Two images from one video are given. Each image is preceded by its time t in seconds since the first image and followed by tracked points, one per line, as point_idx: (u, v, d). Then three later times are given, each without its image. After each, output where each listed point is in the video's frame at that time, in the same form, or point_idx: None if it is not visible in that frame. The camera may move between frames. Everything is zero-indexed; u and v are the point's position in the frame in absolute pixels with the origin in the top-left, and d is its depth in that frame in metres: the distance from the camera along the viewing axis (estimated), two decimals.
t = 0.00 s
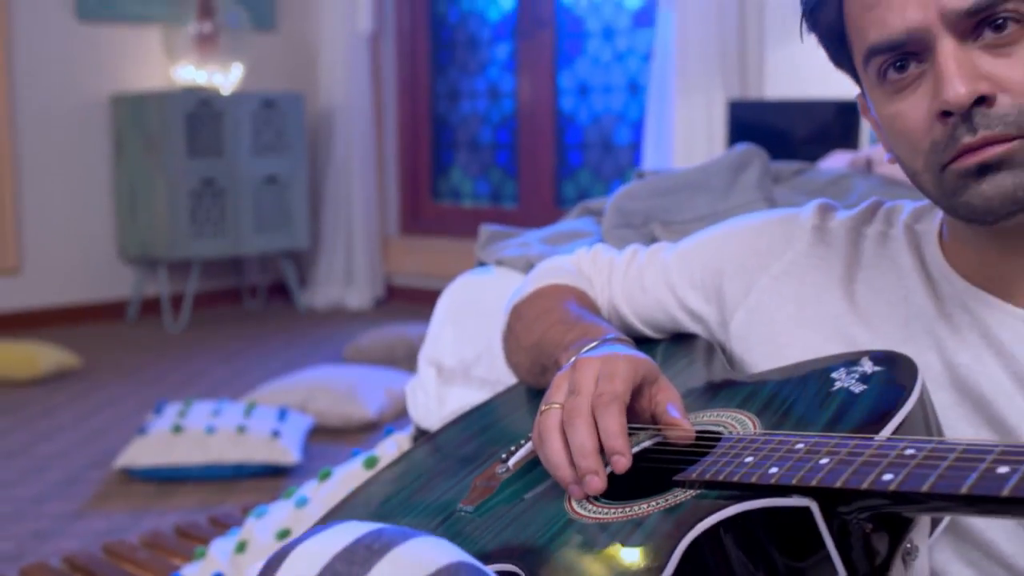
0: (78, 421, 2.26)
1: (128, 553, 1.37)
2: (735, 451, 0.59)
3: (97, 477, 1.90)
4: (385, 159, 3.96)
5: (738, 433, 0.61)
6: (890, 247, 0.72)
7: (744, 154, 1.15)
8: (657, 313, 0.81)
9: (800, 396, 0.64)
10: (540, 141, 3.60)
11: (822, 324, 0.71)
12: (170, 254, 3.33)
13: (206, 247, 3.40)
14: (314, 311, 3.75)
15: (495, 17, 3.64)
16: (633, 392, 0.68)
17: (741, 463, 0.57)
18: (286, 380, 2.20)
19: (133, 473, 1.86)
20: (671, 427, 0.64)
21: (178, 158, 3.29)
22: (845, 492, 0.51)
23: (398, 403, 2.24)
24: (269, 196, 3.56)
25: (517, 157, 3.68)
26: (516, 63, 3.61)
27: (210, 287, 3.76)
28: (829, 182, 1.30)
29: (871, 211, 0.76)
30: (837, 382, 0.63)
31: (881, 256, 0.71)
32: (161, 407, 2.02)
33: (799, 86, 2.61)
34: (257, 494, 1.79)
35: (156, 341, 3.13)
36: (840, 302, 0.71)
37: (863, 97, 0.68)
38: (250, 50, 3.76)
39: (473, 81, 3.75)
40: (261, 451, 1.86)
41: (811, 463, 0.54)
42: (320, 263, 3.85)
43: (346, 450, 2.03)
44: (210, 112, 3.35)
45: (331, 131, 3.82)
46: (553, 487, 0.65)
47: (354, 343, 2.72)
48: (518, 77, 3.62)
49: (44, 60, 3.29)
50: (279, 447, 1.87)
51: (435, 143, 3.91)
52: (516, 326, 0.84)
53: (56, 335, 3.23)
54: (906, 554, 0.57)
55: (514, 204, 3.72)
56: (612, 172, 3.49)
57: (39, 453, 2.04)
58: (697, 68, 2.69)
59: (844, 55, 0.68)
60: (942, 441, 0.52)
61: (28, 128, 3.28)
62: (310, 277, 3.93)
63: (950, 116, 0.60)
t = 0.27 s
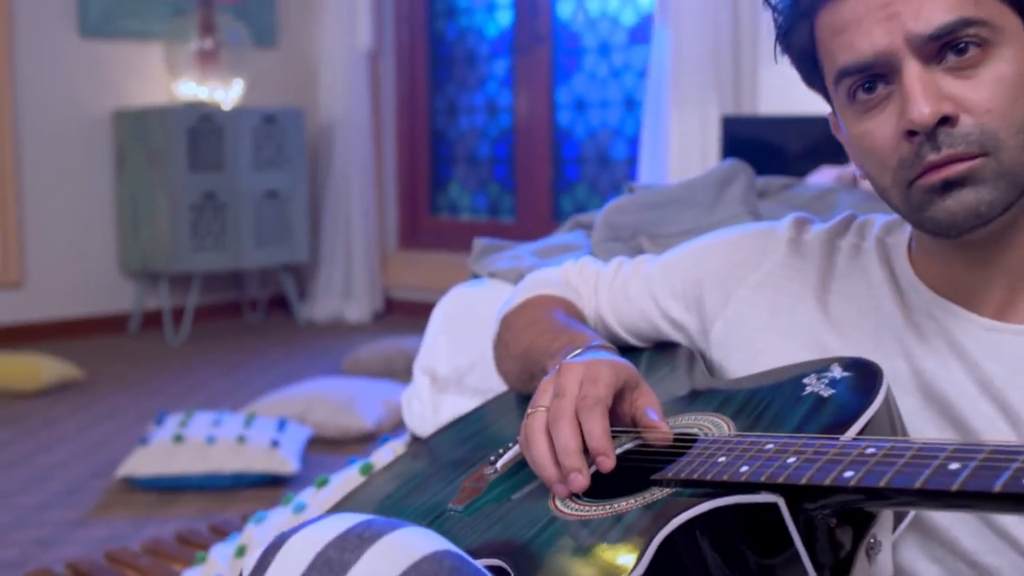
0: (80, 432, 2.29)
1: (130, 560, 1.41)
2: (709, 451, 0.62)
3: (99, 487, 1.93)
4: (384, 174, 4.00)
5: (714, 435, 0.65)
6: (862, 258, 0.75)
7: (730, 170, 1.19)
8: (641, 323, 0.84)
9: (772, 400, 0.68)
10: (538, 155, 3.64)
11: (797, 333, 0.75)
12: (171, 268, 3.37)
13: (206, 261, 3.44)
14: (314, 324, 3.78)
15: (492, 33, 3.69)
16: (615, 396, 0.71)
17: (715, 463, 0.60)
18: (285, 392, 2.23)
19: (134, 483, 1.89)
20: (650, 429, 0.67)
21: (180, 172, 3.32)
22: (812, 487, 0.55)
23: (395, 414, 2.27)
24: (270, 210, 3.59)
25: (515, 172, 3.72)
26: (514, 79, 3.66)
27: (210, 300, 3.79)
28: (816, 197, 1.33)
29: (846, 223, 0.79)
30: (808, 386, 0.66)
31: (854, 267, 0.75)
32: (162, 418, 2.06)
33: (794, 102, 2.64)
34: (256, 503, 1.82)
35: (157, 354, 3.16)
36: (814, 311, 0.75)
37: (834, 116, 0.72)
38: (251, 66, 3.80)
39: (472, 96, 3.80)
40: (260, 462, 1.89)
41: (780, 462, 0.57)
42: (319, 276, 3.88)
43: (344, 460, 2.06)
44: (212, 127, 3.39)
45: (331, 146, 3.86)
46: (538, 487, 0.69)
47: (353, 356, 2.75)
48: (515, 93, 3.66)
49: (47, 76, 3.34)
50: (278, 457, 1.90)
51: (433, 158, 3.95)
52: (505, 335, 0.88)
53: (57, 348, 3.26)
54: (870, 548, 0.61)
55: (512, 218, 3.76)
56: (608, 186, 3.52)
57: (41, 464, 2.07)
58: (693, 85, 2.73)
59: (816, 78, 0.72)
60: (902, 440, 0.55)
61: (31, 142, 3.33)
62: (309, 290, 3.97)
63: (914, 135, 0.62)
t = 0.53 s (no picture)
0: (81, 444, 2.33)
1: (132, 567, 1.44)
2: (678, 452, 0.66)
3: (101, 498, 1.97)
4: (382, 192, 4.05)
5: (684, 437, 0.69)
6: (828, 271, 0.79)
7: (712, 189, 1.24)
8: (622, 333, 0.89)
9: (740, 405, 0.72)
10: (533, 172, 3.69)
11: (767, 343, 0.79)
12: (171, 284, 3.41)
13: (205, 276, 3.48)
14: (312, 340, 3.82)
15: (489, 53, 3.75)
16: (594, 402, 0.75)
17: (684, 462, 0.64)
18: (284, 406, 2.27)
19: (135, 493, 1.93)
20: (625, 432, 0.71)
21: (180, 189, 3.37)
22: (772, 484, 0.59)
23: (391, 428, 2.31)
24: (268, 227, 3.64)
25: (511, 189, 3.77)
26: (510, 97, 3.71)
27: (209, 316, 3.83)
28: (798, 214, 1.38)
29: (814, 238, 0.84)
30: (774, 392, 0.71)
31: (821, 280, 0.79)
32: (162, 430, 2.10)
33: (781, 121, 2.69)
34: (255, 513, 1.86)
35: (157, 369, 3.20)
36: (784, 323, 0.79)
37: (798, 137, 0.76)
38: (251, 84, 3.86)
39: (469, 114, 3.86)
40: (258, 473, 1.93)
41: (744, 461, 0.61)
42: (318, 292, 3.92)
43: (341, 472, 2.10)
44: (212, 145, 3.44)
45: (329, 163, 3.91)
46: (521, 488, 0.73)
47: (350, 371, 2.79)
48: (511, 111, 3.72)
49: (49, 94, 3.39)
50: (276, 468, 1.94)
51: (430, 175, 4.01)
52: (492, 346, 0.92)
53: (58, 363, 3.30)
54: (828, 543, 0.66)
55: (508, 235, 3.80)
56: (602, 203, 3.57)
57: (43, 475, 2.11)
58: (685, 104, 2.77)
59: (783, 103, 0.76)
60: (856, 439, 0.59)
61: (32, 159, 3.38)
62: (308, 306, 4.01)
63: (870, 155, 0.66)
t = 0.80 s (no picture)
0: (81, 454, 2.36)
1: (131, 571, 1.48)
2: (648, 451, 0.70)
3: (100, 505, 2.00)
4: (378, 206, 4.09)
5: (654, 437, 0.73)
6: (796, 281, 0.84)
7: (694, 202, 1.28)
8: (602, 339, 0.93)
9: (709, 407, 0.76)
10: (528, 186, 3.74)
11: (738, 349, 0.83)
12: (169, 296, 3.45)
13: (204, 289, 3.52)
14: (308, 352, 3.86)
15: (484, 68, 3.80)
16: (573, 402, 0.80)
17: (654, 460, 0.68)
18: (280, 415, 2.31)
19: (134, 501, 1.97)
20: (602, 432, 0.76)
21: (177, 203, 3.41)
22: (736, 478, 0.63)
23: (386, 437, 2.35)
24: (265, 240, 3.68)
25: (506, 202, 3.81)
26: (505, 112, 3.76)
27: (207, 328, 3.87)
28: (779, 226, 1.42)
29: (784, 250, 0.88)
30: (741, 394, 0.75)
31: (790, 291, 0.83)
32: (160, 439, 2.14)
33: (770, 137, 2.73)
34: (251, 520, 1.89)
35: (154, 380, 3.23)
36: (754, 330, 0.83)
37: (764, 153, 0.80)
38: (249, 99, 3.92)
39: (464, 129, 3.91)
40: (254, 481, 1.96)
41: (708, 458, 0.65)
42: (314, 305, 3.96)
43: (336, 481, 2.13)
44: (209, 159, 3.48)
45: (326, 177, 3.95)
46: (502, 486, 0.77)
47: (346, 381, 2.83)
48: (506, 126, 3.76)
49: (49, 108, 3.44)
50: (272, 476, 1.98)
51: (426, 189, 4.06)
52: (479, 352, 0.96)
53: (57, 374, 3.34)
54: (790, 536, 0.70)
55: (502, 248, 3.85)
56: (596, 217, 3.61)
57: (43, 484, 2.15)
58: (676, 119, 2.82)
59: (749, 122, 0.80)
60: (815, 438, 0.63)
61: (32, 173, 3.42)
62: (304, 318, 4.05)
63: (829, 172, 0.71)
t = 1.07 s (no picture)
0: (82, 464, 2.40)
1: None
2: (626, 453, 0.74)
3: (101, 515, 2.04)
4: (377, 220, 4.14)
5: (633, 441, 0.76)
6: (771, 292, 0.87)
7: (679, 217, 1.32)
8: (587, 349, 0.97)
9: (686, 411, 0.80)
10: (525, 200, 3.78)
11: (716, 358, 0.87)
12: (169, 310, 3.48)
13: (204, 302, 3.55)
14: (307, 364, 3.89)
15: (481, 84, 3.85)
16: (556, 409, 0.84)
17: (631, 462, 0.71)
18: (278, 427, 2.34)
19: (135, 510, 2.00)
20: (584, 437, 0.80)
21: (178, 218, 3.45)
22: (706, 478, 0.67)
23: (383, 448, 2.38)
24: (265, 254, 3.72)
25: (503, 217, 3.85)
26: (501, 127, 3.81)
27: (207, 341, 3.91)
28: (766, 239, 1.45)
29: (761, 264, 0.92)
30: (715, 399, 0.79)
31: (765, 302, 0.87)
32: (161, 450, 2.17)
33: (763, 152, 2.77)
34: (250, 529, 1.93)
35: (155, 393, 3.27)
36: (731, 339, 0.87)
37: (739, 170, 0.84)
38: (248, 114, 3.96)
39: (461, 144, 3.96)
40: (253, 491, 2.00)
41: (682, 459, 0.69)
42: (314, 319, 3.99)
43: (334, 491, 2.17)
44: (209, 174, 3.52)
45: (325, 192, 3.99)
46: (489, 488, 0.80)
47: (344, 394, 2.86)
48: (503, 141, 3.81)
49: (51, 124, 3.48)
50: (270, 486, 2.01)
51: (423, 204, 4.11)
52: (469, 360, 1.00)
53: (58, 387, 3.37)
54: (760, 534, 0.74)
55: (500, 262, 3.89)
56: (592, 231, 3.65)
57: (46, 494, 2.18)
58: (670, 134, 2.86)
59: (724, 141, 0.84)
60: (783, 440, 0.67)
61: (34, 188, 3.46)
62: (304, 332, 4.08)
63: (798, 188, 0.75)
